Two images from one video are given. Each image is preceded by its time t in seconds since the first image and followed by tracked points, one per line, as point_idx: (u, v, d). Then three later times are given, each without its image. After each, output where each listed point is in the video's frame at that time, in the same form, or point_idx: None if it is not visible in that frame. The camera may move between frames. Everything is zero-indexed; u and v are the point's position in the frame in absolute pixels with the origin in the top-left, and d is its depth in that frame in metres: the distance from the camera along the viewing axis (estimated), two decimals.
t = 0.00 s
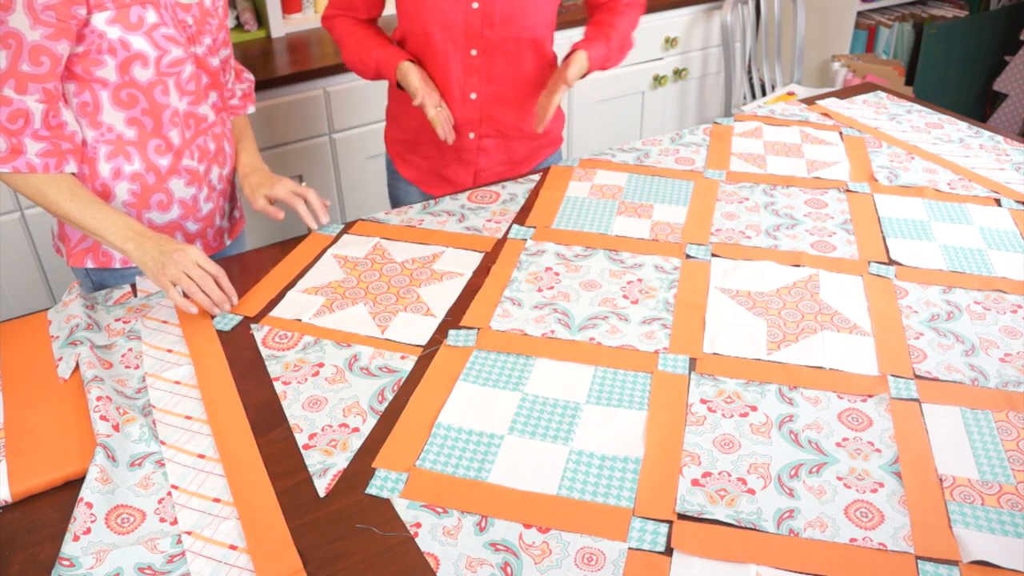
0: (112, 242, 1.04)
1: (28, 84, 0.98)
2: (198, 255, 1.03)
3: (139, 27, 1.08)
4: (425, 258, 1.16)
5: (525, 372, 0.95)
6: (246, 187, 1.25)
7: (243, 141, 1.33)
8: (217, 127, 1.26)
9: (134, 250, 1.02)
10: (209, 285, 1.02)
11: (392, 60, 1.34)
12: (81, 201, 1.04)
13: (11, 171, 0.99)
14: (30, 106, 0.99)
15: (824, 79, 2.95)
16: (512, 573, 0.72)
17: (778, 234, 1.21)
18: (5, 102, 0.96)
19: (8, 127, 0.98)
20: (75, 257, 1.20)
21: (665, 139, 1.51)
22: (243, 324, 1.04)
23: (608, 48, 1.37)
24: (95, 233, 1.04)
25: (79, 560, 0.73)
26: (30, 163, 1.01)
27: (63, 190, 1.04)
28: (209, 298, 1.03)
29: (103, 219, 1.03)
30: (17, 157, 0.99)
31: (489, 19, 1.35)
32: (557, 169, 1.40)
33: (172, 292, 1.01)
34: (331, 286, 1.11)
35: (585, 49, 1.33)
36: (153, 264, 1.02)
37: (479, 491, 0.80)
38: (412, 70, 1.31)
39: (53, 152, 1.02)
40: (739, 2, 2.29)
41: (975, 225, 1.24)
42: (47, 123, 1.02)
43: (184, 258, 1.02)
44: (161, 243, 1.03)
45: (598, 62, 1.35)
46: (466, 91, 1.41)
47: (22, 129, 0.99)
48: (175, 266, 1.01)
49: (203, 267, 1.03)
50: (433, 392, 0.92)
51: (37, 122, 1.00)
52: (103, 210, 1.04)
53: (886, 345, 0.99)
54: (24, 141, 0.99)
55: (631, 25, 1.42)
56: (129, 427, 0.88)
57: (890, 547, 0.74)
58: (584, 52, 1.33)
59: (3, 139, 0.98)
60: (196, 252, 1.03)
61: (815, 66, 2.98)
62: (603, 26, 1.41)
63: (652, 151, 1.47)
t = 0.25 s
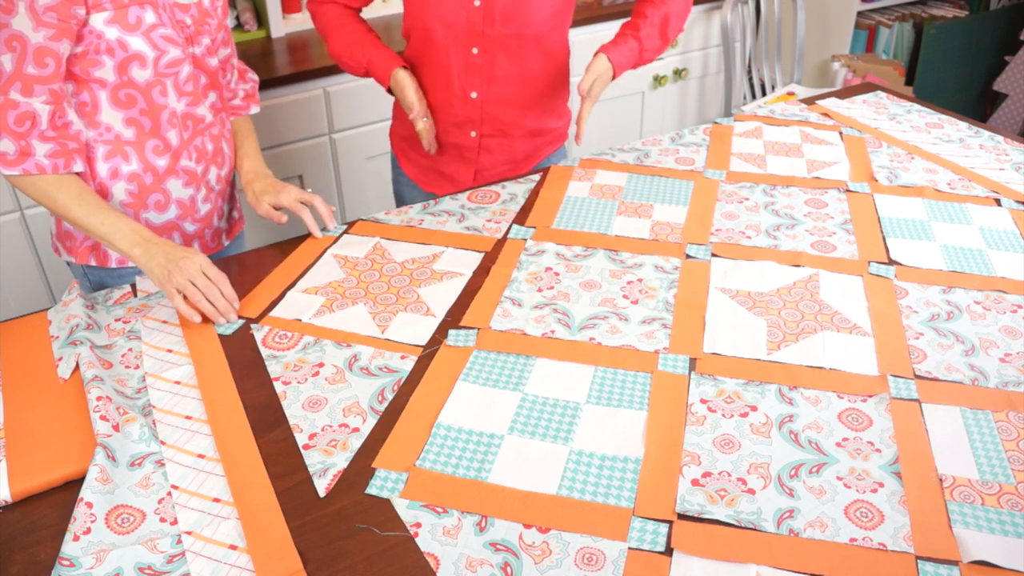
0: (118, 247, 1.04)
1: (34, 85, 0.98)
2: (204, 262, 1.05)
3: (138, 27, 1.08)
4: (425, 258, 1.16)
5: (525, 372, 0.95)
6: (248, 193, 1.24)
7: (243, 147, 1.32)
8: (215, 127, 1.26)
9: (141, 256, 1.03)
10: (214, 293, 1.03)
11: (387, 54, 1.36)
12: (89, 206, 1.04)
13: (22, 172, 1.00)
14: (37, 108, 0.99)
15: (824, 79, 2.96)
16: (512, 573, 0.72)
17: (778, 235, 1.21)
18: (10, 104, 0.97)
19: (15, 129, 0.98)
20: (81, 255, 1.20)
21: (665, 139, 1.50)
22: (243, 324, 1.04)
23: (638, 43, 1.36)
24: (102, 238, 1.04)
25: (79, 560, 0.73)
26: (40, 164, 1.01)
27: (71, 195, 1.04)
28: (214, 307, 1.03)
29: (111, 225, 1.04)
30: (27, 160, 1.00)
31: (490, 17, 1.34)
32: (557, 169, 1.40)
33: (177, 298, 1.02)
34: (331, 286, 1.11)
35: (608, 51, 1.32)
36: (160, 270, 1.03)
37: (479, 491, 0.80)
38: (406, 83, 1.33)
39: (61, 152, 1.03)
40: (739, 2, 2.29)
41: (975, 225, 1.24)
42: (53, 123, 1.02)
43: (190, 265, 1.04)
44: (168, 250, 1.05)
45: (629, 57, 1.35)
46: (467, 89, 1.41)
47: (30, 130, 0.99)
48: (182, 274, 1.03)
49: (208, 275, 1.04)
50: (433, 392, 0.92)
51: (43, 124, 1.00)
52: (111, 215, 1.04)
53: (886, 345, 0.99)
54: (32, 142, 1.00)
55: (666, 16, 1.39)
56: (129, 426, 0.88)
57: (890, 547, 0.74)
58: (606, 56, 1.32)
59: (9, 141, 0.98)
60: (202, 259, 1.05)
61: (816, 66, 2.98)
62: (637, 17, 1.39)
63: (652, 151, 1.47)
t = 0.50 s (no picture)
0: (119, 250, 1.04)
1: (34, 86, 0.98)
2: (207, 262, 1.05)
3: (137, 27, 1.08)
4: (425, 258, 1.16)
5: (525, 372, 0.95)
6: (249, 191, 1.24)
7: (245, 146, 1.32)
8: (215, 127, 1.25)
9: (144, 259, 1.03)
10: (219, 293, 1.03)
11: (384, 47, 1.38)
12: (89, 210, 1.04)
13: (21, 174, 1.00)
14: (37, 109, 0.99)
15: (824, 79, 2.96)
16: (512, 573, 0.72)
17: (778, 235, 1.21)
18: (10, 106, 0.97)
19: (15, 131, 0.98)
20: (77, 257, 1.20)
21: (665, 139, 1.50)
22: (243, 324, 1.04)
23: (630, 50, 1.36)
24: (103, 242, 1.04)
25: (79, 560, 0.73)
26: (41, 165, 1.01)
27: (70, 199, 1.03)
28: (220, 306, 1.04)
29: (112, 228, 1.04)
30: (27, 160, 1.00)
31: (490, 17, 1.34)
32: (557, 169, 1.40)
33: (182, 300, 1.02)
34: (331, 286, 1.11)
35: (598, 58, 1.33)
36: (163, 273, 1.03)
37: (479, 491, 0.80)
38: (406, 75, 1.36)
39: (61, 153, 1.03)
40: (739, 2, 2.29)
41: (975, 225, 1.24)
42: (52, 124, 1.02)
43: (193, 265, 1.04)
44: (170, 251, 1.05)
45: (619, 62, 1.36)
46: (466, 88, 1.41)
47: (31, 131, 0.99)
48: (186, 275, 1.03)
49: (212, 275, 1.05)
50: (433, 392, 0.92)
51: (43, 125, 1.00)
52: (111, 218, 1.04)
53: (886, 345, 0.99)
54: (32, 143, 1.00)
55: (662, 21, 1.37)
56: (129, 426, 0.88)
57: (890, 547, 0.74)
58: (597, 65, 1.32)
59: (10, 142, 0.98)
60: (205, 259, 1.05)
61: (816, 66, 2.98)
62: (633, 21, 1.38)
63: (652, 151, 1.47)
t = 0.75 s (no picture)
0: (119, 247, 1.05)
1: (32, 86, 0.97)
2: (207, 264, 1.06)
3: (137, 27, 1.07)
4: (425, 258, 1.16)
5: (525, 372, 0.95)
6: (249, 192, 1.25)
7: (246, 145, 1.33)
8: (216, 127, 1.25)
9: (143, 255, 1.04)
10: (216, 295, 1.03)
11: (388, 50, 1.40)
12: (89, 206, 1.05)
13: (17, 173, 1.00)
14: (36, 108, 0.99)
15: (824, 79, 2.96)
16: (512, 573, 0.72)
17: (778, 234, 1.21)
18: (8, 105, 0.96)
19: (13, 129, 0.98)
20: (76, 257, 1.20)
21: (664, 139, 1.50)
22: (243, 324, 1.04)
23: (636, 59, 1.33)
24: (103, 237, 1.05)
25: (79, 560, 0.73)
26: (37, 165, 1.01)
27: (70, 194, 1.04)
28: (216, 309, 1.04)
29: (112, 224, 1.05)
30: (24, 160, 1.00)
31: (492, 23, 1.34)
32: (556, 169, 1.40)
33: (180, 298, 1.02)
34: (331, 286, 1.11)
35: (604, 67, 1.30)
36: (162, 269, 1.04)
37: (479, 491, 0.80)
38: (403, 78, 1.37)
39: (58, 154, 1.02)
40: (739, 1, 2.29)
41: (975, 225, 1.24)
42: (52, 124, 1.02)
43: (193, 265, 1.04)
44: (171, 249, 1.05)
45: (625, 71, 1.33)
46: (469, 92, 1.41)
47: (28, 130, 0.99)
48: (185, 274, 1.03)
49: (211, 276, 1.05)
50: (433, 392, 0.92)
51: (41, 124, 1.00)
52: (112, 215, 1.05)
53: (886, 345, 0.99)
54: (29, 143, 1.00)
55: (668, 30, 1.35)
56: (129, 426, 0.88)
57: (890, 547, 0.74)
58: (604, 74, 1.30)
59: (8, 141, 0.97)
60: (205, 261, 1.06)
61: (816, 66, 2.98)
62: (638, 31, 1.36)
63: (652, 151, 1.47)
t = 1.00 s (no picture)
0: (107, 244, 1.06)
1: (22, 82, 0.97)
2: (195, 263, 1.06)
3: (137, 26, 1.07)
4: (425, 258, 1.16)
5: (525, 372, 0.95)
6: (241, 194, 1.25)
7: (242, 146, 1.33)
8: (216, 127, 1.25)
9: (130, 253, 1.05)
10: (204, 293, 1.04)
11: (365, 65, 1.29)
12: (78, 204, 1.06)
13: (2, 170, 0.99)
14: (24, 105, 0.99)
15: (824, 79, 2.96)
16: (512, 573, 0.72)
17: (778, 235, 1.21)
18: None
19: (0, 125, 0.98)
20: (74, 256, 1.20)
21: (665, 139, 1.50)
22: (243, 324, 1.04)
23: (615, 81, 1.20)
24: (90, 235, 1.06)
25: (79, 560, 0.73)
26: (21, 162, 1.01)
27: (59, 191, 1.05)
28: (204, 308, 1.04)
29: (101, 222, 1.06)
30: (7, 155, 0.99)
31: (486, 30, 1.32)
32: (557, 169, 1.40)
33: (167, 296, 1.03)
34: (331, 286, 1.11)
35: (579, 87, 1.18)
36: (149, 267, 1.05)
37: (479, 491, 0.80)
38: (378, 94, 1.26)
39: (43, 152, 1.02)
40: (739, 2, 2.29)
41: (975, 225, 1.24)
42: (40, 122, 1.02)
43: (180, 265, 1.05)
44: (158, 248, 1.06)
45: (604, 95, 1.19)
46: (464, 99, 1.41)
47: (15, 127, 0.99)
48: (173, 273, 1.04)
49: (199, 275, 1.06)
50: (433, 393, 0.92)
51: (28, 121, 1.00)
52: (100, 214, 1.06)
53: (886, 345, 0.99)
54: (15, 139, 0.99)
55: (651, 51, 1.22)
56: (129, 427, 0.88)
57: (890, 547, 0.74)
58: (578, 96, 1.17)
59: None
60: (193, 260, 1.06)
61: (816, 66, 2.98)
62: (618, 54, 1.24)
63: (652, 151, 1.47)
